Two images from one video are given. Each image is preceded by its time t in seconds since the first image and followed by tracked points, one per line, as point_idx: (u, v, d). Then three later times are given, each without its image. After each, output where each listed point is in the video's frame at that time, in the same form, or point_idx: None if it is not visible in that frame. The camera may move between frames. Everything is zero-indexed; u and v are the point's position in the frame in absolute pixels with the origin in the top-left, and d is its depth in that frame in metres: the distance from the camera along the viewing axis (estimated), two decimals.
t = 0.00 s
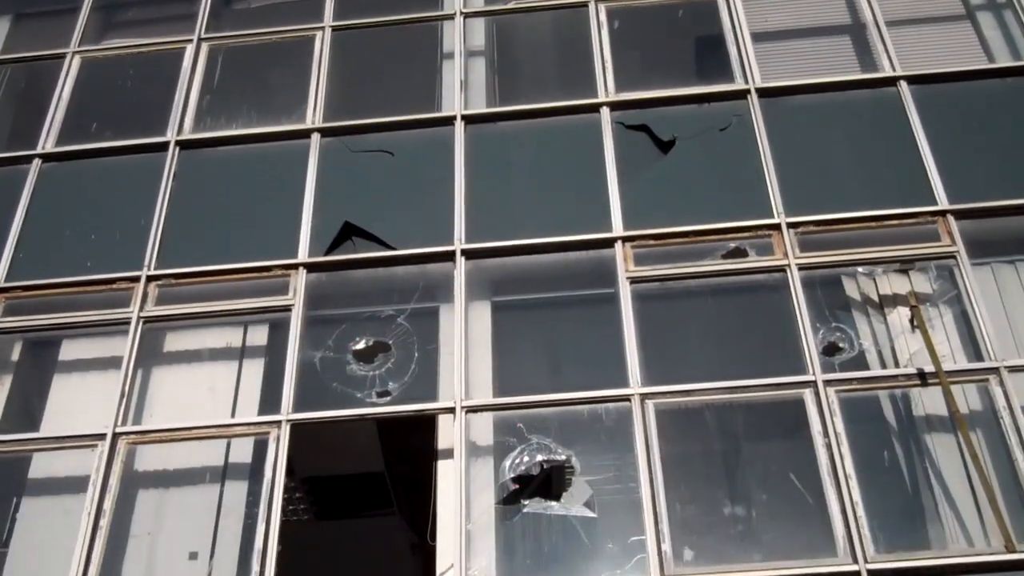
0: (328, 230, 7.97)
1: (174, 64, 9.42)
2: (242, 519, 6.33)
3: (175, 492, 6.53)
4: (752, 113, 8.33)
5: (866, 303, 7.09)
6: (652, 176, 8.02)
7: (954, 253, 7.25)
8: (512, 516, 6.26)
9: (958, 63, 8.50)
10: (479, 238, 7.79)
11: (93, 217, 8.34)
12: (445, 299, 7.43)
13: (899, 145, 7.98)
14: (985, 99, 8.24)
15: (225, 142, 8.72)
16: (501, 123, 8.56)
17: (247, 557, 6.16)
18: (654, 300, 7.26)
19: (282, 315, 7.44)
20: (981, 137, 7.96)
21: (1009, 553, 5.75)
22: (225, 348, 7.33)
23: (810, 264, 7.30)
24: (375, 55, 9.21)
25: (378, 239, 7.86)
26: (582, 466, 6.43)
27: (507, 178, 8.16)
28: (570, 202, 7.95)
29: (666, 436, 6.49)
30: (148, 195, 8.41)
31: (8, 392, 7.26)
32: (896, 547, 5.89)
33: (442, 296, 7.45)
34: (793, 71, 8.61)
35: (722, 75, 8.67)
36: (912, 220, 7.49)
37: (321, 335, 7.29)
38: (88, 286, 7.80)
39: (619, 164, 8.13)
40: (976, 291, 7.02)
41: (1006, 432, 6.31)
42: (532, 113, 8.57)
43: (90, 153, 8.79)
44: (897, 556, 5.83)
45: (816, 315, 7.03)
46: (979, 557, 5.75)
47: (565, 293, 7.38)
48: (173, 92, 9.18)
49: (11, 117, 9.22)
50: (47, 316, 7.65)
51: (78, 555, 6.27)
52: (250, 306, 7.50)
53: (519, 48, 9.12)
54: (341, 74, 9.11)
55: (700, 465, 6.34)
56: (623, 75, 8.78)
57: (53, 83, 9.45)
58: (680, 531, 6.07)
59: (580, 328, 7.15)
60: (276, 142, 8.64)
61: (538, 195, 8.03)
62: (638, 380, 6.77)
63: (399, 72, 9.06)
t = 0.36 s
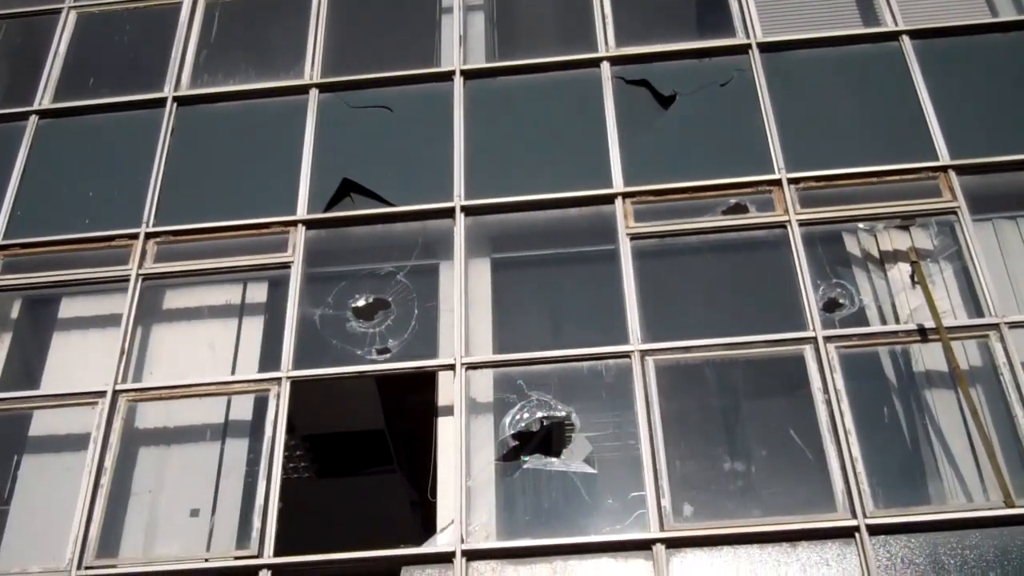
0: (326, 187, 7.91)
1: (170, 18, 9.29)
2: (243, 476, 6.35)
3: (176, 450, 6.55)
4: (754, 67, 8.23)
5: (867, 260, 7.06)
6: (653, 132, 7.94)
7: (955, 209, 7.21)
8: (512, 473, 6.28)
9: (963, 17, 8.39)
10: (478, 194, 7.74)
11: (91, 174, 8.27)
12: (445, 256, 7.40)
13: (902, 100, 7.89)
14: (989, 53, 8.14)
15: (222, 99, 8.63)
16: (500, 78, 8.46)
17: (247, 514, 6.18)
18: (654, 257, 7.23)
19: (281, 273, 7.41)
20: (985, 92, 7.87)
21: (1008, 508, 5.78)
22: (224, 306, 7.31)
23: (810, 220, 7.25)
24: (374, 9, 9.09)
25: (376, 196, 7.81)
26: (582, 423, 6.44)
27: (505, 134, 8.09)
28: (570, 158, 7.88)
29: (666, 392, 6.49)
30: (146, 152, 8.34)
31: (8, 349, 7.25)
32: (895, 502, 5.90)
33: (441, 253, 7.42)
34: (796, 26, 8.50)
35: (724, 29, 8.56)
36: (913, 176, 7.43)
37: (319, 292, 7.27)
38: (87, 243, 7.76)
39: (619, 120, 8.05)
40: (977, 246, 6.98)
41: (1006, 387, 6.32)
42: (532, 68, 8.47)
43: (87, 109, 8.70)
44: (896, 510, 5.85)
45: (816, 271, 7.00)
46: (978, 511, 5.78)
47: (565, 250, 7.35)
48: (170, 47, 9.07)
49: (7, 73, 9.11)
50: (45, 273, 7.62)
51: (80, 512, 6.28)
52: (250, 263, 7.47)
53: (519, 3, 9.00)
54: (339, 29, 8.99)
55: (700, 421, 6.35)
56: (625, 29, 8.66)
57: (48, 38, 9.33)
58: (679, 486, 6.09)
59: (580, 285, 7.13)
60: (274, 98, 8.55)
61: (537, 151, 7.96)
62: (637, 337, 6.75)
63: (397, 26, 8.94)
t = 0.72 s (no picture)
0: (327, 138, 7.83)
1: None
2: (245, 426, 6.36)
3: (178, 401, 6.55)
4: (761, 19, 8.11)
5: (871, 215, 7.00)
6: (658, 84, 7.85)
7: (961, 164, 7.14)
8: (514, 425, 6.27)
9: None
10: (481, 146, 7.67)
11: (92, 125, 8.20)
12: (447, 209, 7.35)
13: (911, 52, 7.78)
14: (1000, 5, 8.01)
15: (223, 49, 8.52)
16: (503, 28, 8.35)
17: (249, 466, 6.17)
18: (657, 211, 7.18)
19: (283, 225, 7.37)
20: (994, 44, 7.76)
21: (1008, 464, 5.79)
22: (226, 258, 7.28)
23: (815, 174, 7.19)
24: None
25: (378, 148, 7.75)
26: (583, 377, 6.43)
27: (508, 85, 8.00)
28: (573, 110, 7.80)
29: (667, 347, 6.48)
30: (147, 103, 8.26)
31: (10, 300, 7.23)
32: (896, 458, 5.91)
33: (443, 206, 7.36)
34: None
35: None
36: (920, 130, 7.34)
37: (320, 245, 7.23)
38: (87, 194, 7.71)
39: (623, 72, 7.95)
40: (982, 202, 6.93)
41: (1008, 343, 6.31)
42: (536, 19, 8.35)
43: (87, 59, 8.60)
44: (897, 466, 5.86)
45: (821, 226, 6.95)
46: (978, 467, 5.79)
47: (568, 203, 7.30)
48: None
49: (6, 22, 8.99)
50: (46, 224, 7.58)
51: (82, 462, 6.30)
52: (251, 215, 7.43)
53: None
54: None
55: (700, 376, 6.35)
56: None
57: None
58: (680, 440, 6.09)
59: (582, 239, 7.09)
60: (275, 48, 8.45)
61: (540, 103, 7.88)
62: (640, 291, 6.72)
63: None
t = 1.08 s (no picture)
0: (329, 121, 7.81)
1: None
2: (245, 408, 6.36)
3: (179, 384, 6.55)
4: (766, 5, 8.06)
5: (873, 202, 6.99)
6: (662, 69, 7.82)
7: (964, 152, 7.11)
8: (514, 410, 6.26)
9: None
10: (483, 131, 7.64)
11: (93, 107, 8.17)
12: (449, 194, 7.33)
13: (915, 40, 7.74)
14: None
15: (225, 31, 8.49)
16: (506, 13, 8.31)
17: (249, 448, 6.18)
18: (659, 197, 7.16)
19: (284, 208, 7.35)
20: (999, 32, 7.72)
21: (1009, 453, 5.79)
22: (227, 241, 7.28)
23: (817, 161, 7.17)
24: None
25: (380, 132, 7.72)
26: (584, 362, 6.42)
27: (511, 70, 7.96)
28: (576, 95, 7.77)
29: (669, 334, 6.47)
30: (149, 85, 8.23)
31: (11, 282, 7.22)
32: (896, 446, 5.91)
33: (445, 190, 7.35)
34: None
35: None
36: (923, 118, 7.32)
37: (322, 228, 7.22)
38: (89, 176, 7.69)
39: (627, 57, 7.92)
40: (985, 190, 6.90)
41: (1009, 332, 6.30)
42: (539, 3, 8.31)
43: (89, 41, 8.57)
44: (897, 454, 5.86)
45: (823, 213, 6.93)
46: (978, 456, 5.79)
47: (570, 189, 7.29)
48: None
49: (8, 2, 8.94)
50: (48, 206, 7.56)
51: (82, 443, 6.30)
52: (253, 198, 7.41)
53: None
54: None
55: (701, 363, 6.34)
56: None
57: None
58: (680, 426, 6.09)
59: (584, 224, 7.08)
60: (277, 32, 8.42)
61: (543, 89, 7.86)
62: (641, 277, 6.72)
63: None
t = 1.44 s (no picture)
0: (332, 98, 7.77)
1: None
2: (249, 384, 6.37)
3: (183, 361, 6.56)
4: None
5: (879, 178, 6.95)
6: (667, 44, 7.76)
7: (971, 128, 7.06)
8: (518, 387, 6.25)
9: None
10: (487, 107, 7.60)
11: (97, 84, 8.14)
12: (453, 170, 7.30)
13: (922, 14, 7.67)
14: None
15: (228, 7, 8.43)
16: None
17: (254, 425, 6.19)
18: (664, 173, 7.12)
19: (288, 185, 7.33)
20: (1007, 6, 7.64)
21: (1014, 429, 5.79)
22: (231, 218, 7.26)
23: (823, 136, 7.13)
24: None
25: (384, 108, 7.69)
26: (588, 339, 6.42)
27: (515, 46, 7.91)
28: (580, 71, 7.72)
29: (673, 311, 6.45)
30: (152, 61, 8.19)
31: (15, 259, 7.21)
32: (901, 422, 5.91)
33: (449, 167, 7.32)
34: None
35: None
36: (930, 92, 7.26)
37: (326, 205, 7.20)
38: (92, 153, 7.67)
39: (631, 32, 7.86)
40: (992, 166, 6.86)
41: (1015, 308, 6.28)
42: None
43: (92, 17, 8.52)
44: (902, 430, 5.86)
45: (828, 189, 6.90)
46: (982, 433, 5.79)
47: (574, 165, 7.25)
48: None
49: None
50: (52, 183, 7.55)
51: (88, 420, 6.31)
52: (256, 174, 7.39)
53: None
54: None
55: (705, 339, 6.34)
56: None
57: None
58: (684, 403, 6.09)
59: (588, 200, 7.05)
60: (280, 7, 8.37)
61: (547, 64, 7.81)
62: (646, 253, 6.70)
63: None
